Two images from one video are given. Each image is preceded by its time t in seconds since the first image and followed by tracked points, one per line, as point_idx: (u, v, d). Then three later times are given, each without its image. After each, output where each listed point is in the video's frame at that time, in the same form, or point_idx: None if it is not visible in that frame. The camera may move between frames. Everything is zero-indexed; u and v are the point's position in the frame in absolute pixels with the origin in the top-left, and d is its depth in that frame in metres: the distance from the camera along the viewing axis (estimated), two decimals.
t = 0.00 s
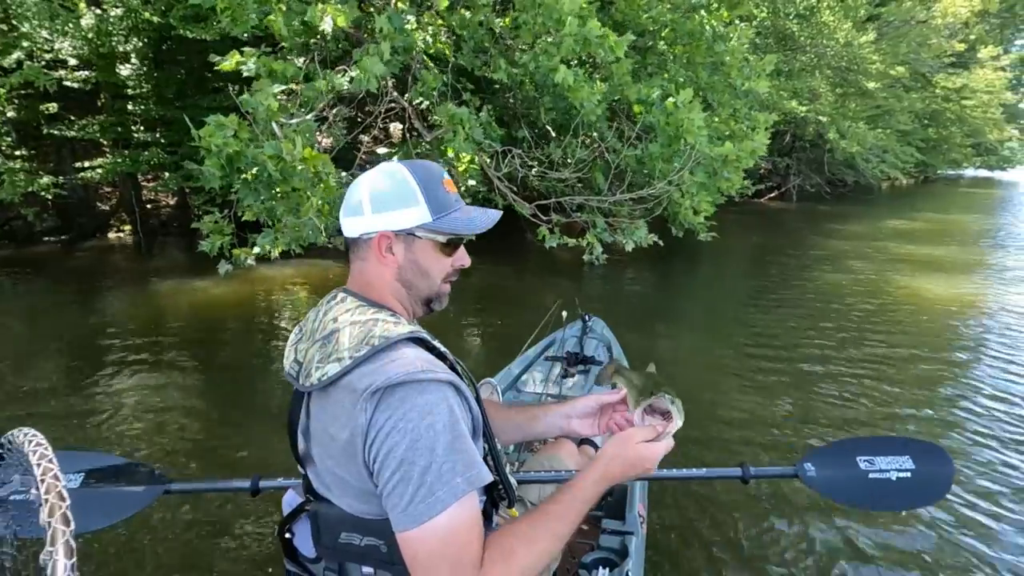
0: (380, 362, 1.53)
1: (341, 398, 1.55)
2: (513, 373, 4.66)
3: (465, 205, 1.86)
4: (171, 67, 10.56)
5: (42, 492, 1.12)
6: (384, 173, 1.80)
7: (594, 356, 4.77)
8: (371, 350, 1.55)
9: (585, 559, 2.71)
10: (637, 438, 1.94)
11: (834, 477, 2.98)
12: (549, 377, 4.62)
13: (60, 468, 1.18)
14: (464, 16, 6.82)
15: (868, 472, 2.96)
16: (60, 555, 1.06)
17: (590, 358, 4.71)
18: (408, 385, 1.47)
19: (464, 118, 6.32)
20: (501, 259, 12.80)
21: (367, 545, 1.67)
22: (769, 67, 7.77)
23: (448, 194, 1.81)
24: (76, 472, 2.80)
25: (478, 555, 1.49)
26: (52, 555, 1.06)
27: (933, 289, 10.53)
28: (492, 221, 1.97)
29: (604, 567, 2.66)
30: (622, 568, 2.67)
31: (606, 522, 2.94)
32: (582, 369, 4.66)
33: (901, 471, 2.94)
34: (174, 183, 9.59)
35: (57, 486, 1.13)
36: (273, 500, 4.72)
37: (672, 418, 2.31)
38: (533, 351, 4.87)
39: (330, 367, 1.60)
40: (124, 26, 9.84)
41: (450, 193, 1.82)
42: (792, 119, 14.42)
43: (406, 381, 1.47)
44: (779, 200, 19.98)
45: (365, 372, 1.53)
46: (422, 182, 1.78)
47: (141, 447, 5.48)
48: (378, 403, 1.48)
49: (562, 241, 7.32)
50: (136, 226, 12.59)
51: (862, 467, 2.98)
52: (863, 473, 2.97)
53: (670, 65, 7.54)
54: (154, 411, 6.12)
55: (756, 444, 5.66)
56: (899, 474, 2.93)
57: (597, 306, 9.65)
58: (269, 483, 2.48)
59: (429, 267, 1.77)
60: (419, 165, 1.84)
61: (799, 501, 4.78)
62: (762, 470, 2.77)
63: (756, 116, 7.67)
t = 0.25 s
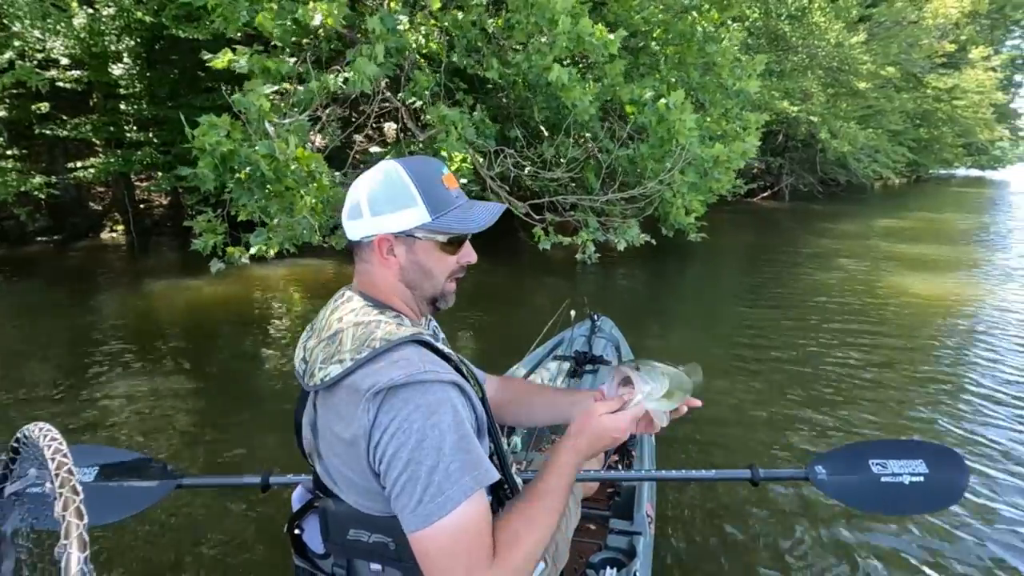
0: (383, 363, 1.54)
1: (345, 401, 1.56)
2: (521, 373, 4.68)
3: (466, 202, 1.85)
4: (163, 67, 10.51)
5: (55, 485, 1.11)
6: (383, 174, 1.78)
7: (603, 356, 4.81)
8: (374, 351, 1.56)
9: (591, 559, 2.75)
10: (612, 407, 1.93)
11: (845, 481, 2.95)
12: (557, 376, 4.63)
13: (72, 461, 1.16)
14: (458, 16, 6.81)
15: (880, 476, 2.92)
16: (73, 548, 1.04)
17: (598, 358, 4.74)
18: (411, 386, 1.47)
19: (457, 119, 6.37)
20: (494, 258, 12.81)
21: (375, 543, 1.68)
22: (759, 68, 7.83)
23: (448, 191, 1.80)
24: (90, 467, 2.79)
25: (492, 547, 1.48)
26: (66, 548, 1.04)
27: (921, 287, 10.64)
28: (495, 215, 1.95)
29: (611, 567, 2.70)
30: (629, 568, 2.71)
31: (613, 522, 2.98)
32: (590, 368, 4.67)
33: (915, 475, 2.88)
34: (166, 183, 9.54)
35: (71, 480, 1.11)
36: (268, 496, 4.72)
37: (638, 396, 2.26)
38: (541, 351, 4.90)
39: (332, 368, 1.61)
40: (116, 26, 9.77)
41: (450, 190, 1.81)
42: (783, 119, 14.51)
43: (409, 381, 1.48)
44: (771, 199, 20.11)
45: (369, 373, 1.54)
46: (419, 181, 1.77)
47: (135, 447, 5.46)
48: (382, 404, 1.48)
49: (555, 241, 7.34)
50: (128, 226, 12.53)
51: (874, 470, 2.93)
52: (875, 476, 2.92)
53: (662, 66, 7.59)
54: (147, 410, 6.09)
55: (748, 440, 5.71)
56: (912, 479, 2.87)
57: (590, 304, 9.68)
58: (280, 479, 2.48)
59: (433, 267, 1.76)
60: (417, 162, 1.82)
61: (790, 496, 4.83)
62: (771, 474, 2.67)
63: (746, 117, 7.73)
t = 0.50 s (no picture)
0: (382, 364, 1.53)
1: (349, 403, 1.54)
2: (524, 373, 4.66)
3: (452, 195, 1.78)
4: (155, 66, 10.44)
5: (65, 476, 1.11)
6: (363, 170, 1.72)
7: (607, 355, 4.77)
8: (370, 352, 1.55)
9: (595, 559, 2.75)
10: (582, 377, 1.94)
11: (851, 486, 2.63)
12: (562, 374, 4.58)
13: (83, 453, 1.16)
14: (449, 16, 6.81)
15: (888, 481, 2.60)
16: (82, 537, 1.03)
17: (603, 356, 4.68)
18: (412, 384, 1.47)
19: (448, 118, 6.37)
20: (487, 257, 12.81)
21: (378, 538, 1.66)
22: (749, 68, 7.88)
23: (432, 186, 1.74)
24: (100, 456, 2.69)
25: (522, 523, 1.51)
26: (73, 535, 1.03)
27: (909, 284, 10.74)
28: (484, 203, 1.87)
29: (614, 567, 2.69)
30: (633, 568, 2.69)
31: (618, 522, 2.96)
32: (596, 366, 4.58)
33: (925, 481, 2.56)
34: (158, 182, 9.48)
35: (80, 471, 1.11)
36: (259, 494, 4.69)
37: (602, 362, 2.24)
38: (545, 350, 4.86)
39: (328, 370, 1.60)
40: (107, 25, 9.72)
41: (433, 185, 1.74)
42: (775, 119, 14.60)
43: (409, 380, 1.47)
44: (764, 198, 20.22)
45: (368, 374, 1.53)
46: (399, 178, 1.70)
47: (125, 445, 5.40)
48: (383, 404, 1.48)
49: (547, 239, 7.34)
50: (120, 225, 12.43)
51: (882, 475, 2.62)
52: (883, 481, 2.61)
53: (653, 66, 7.64)
54: (138, 408, 6.04)
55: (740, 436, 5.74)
56: (922, 484, 2.56)
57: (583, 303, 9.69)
58: (286, 471, 2.45)
59: (423, 266, 1.73)
60: (399, 156, 1.74)
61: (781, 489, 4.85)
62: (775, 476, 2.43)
63: (736, 117, 7.78)
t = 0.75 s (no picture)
0: (380, 364, 1.51)
1: (348, 404, 1.53)
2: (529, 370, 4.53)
3: (443, 189, 1.76)
4: (145, 65, 10.37)
5: (73, 466, 1.07)
6: (353, 169, 1.70)
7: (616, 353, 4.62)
8: (368, 353, 1.53)
9: (597, 557, 2.75)
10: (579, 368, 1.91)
11: (858, 490, 2.63)
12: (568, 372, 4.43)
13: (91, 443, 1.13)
14: (441, 16, 6.80)
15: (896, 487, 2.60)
16: (90, 527, 1.00)
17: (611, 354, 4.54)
18: (412, 384, 1.45)
19: (438, 117, 6.38)
20: (479, 256, 12.81)
21: (381, 533, 1.66)
22: (739, 69, 7.95)
23: (422, 181, 1.71)
24: (109, 445, 2.63)
25: (523, 520, 1.50)
26: (82, 527, 1.00)
27: (896, 283, 10.86)
28: (478, 195, 1.85)
29: (615, 566, 2.69)
30: (634, 567, 2.69)
31: (620, 521, 2.96)
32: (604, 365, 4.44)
33: (932, 487, 2.56)
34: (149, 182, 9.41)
35: (89, 461, 1.08)
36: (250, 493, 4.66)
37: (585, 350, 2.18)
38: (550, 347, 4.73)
39: (327, 371, 1.58)
40: (97, 24, 9.64)
41: (423, 180, 1.72)
42: (765, 118, 14.70)
43: (409, 380, 1.45)
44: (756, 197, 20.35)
45: (368, 374, 1.51)
46: (388, 176, 1.68)
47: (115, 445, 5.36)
48: (383, 405, 1.45)
49: (538, 238, 7.35)
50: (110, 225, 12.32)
51: (889, 480, 2.62)
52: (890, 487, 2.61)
53: (644, 67, 7.68)
54: (128, 407, 5.99)
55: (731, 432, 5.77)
56: (929, 490, 2.56)
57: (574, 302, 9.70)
58: (291, 463, 2.43)
59: (418, 264, 1.72)
60: (390, 152, 1.72)
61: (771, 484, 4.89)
62: (781, 480, 2.43)
63: (726, 117, 7.84)
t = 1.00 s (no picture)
0: (384, 367, 1.51)
1: (352, 406, 1.53)
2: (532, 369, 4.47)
3: (450, 191, 1.77)
4: (130, 65, 10.27)
5: (79, 465, 1.08)
6: (359, 170, 1.70)
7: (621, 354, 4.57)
8: (372, 355, 1.53)
9: (601, 557, 2.76)
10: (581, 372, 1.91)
11: (863, 491, 2.58)
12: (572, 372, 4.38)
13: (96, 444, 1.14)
14: (428, 16, 6.80)
15: (902, 488, 2.54)
16: (96, 525, 1.01)
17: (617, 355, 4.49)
18: (416, 388, 1.45)
19: (425, 118, 6.39)
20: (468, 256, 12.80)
21: (386, 533, 1.65)
22: (724, 70, 8.02)
23: (429, 183, 1.73)
24: (115, 445, 2.62)
25: (524, 524, 1.50)
26: (87, 526, 1.01)
27: (880, 280, 11.00)
28: (484, 196, 1.86)
29: (620, 566, 2.70)
30: (639, 567, 2.71)
31: (624, 521, 2.98)
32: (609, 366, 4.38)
33: (938, 488, 2.51)
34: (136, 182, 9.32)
35: (95, 460, 1.09)
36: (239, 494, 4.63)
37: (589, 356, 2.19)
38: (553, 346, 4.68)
39: (331, 373, 1.58)
40: (81, 24, 9.54)
41: (431, 182, 1.73)
42: (752, 119, 14.83)
43: (413, 384, 1.45)
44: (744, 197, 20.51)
45: (372, 377, 1.51)
46: (395, 177, 1.68)
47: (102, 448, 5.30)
48: (387, 409, 1.46)
49: (525, 238, 7.35)
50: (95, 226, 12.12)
51: (896, 481, 2.55)
52: (897, 488, 2.55)
53: (631, 67, 7.73)
54: (114, 409, 5.93)
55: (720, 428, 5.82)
56: (936, 491, 2.51)
57: (562, 301, 9.73)
58: (297, 462, 2.42)
59: (424, 265, 1.72)
60: (395, 153, 1.73)
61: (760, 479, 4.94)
62: (786, 480, 2.42)
63: (712, 117, 7.91)
